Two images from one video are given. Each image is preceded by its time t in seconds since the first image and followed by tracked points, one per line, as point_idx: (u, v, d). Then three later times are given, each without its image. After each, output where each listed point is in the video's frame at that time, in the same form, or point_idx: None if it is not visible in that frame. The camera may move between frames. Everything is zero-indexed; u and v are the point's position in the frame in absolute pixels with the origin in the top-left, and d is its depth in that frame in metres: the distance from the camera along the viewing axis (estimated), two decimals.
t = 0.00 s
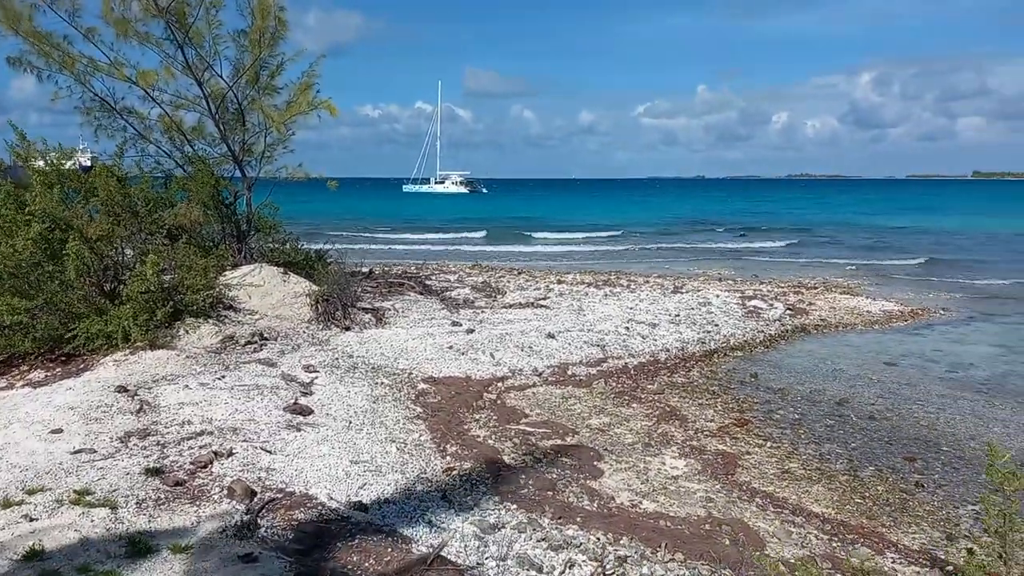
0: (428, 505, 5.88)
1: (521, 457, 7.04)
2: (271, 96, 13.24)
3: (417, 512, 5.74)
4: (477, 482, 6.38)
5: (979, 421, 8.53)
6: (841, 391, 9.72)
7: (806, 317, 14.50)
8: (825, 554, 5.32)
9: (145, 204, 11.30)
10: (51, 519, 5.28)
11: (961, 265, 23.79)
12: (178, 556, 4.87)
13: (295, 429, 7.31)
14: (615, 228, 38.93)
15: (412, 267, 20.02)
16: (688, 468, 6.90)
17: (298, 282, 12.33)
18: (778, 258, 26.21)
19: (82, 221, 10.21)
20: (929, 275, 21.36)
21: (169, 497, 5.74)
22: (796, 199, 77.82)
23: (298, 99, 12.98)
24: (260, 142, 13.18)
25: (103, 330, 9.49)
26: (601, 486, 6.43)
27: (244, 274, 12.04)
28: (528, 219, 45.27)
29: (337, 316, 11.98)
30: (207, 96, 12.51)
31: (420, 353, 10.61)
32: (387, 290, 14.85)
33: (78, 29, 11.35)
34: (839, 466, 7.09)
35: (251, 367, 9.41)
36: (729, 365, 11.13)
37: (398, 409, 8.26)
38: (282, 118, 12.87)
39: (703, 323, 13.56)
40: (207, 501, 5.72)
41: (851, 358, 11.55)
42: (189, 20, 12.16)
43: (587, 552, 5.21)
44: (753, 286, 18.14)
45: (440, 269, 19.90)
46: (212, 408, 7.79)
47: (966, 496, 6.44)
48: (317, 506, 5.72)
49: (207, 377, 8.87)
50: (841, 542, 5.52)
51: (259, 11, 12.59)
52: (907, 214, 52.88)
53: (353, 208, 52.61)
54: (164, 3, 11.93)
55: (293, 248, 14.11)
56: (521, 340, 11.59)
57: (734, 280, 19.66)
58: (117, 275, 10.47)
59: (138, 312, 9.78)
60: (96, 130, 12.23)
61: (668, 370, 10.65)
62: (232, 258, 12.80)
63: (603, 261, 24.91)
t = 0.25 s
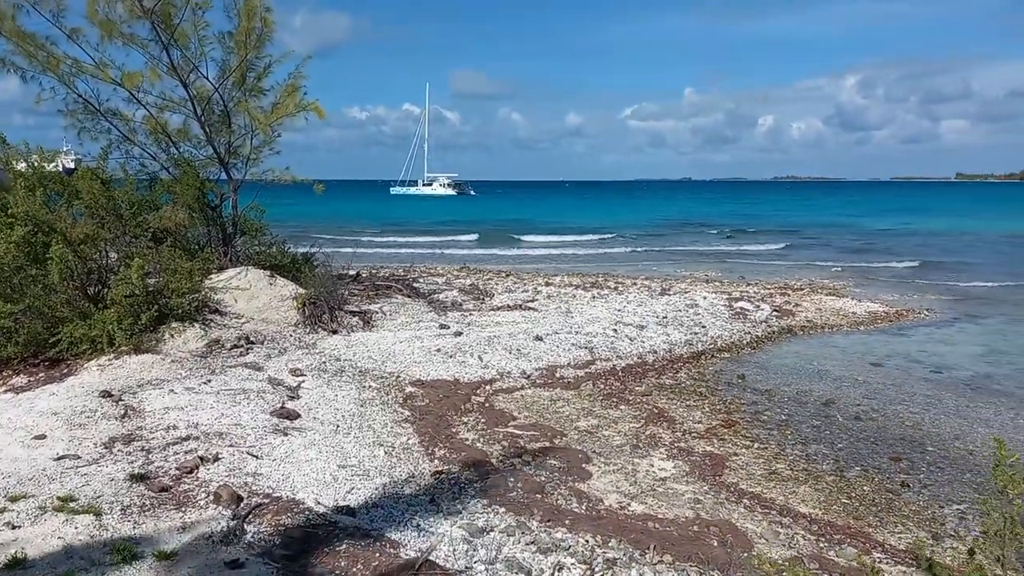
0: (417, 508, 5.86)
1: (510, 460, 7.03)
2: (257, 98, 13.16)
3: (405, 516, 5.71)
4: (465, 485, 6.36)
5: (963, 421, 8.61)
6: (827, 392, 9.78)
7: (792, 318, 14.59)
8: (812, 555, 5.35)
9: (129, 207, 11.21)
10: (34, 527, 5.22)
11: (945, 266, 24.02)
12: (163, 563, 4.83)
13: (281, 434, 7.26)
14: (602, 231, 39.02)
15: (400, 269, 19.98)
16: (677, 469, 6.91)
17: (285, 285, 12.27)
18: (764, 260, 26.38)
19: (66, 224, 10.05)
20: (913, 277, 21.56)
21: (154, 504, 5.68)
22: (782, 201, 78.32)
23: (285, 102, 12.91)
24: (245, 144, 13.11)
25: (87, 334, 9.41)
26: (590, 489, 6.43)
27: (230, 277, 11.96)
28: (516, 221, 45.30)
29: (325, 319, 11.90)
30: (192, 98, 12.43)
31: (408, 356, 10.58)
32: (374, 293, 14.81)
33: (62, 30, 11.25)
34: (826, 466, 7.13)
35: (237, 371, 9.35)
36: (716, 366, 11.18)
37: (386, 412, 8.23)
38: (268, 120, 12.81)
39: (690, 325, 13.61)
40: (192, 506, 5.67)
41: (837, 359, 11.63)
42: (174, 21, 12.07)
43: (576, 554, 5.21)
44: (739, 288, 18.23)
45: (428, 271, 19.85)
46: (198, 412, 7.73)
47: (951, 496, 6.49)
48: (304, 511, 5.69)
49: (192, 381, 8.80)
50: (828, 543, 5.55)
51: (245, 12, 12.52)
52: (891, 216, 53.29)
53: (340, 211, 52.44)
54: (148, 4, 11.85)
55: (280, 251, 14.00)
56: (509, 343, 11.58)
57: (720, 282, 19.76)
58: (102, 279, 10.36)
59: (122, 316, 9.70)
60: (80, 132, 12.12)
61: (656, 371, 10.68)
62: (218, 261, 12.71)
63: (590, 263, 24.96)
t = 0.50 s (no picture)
0: (405, 511, 5.84)
1: (499, 462, 7.02)
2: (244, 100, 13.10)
3: (393, 520, 5.69)
4: (454, 488, 6.35)
5: (949, 421, 8.67)
6: (814, 392, 9.83)
7: (779, 319, 14.66)
8: (800, 555, 5.37)
9: (114, 209, 11.14)
10: (18, 533, 5.16)
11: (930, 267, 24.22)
12: (149, 569, 4.78)
13: (269, 437, 7.22)
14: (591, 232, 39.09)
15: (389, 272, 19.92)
16: (665, 471, 6.93)
17: (273, 287, 12.22)
18: (752, 261, 26.52)
19: (51, 226, 9.99)
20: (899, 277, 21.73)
21: (140, 509, 5.63)
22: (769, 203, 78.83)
23: (271, 103, 12.86)
24: (232, 146, 13.04)
25: (72, 338, 9.33)
26: (579, 490, 6.43)
27: (217, 279, 11.90)
28: (505, 223, 45.34)
29: (313, 322, 11.86)
30: (178, 100, 12.36)
31: (397, 359, 10.55)
32: (363, 295, 14.77)
33: (46, 31, 11.16)
34: (813, 466, 7.16)
35: (224, 374, 9.29)
36: (705, 367, 11.22)
37: (375, 415, 8.20)
38: (255, 121, 12.74)
39: (679, 326, 13.65)
40: (179, 511, 5.63)
41: (824, 360, 11.71)
42: (160, 22, 11.99)
43: (565, 557, 5.21)
44: (727, 289, 18.30)
45: (416, 273, 19.82)
46: (185, 416, 7.67)
47: (937, 495, 6.54)
48: (292, 515, 5.65)
49: (179, 385, 8.73)
50: (816, 544, 5.57)
51: (232, 14, 12.47)
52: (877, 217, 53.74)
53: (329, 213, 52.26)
54: (134, 5, 11.77)
55: (267, 253, 13.89)
56: (498, 345, 11.57)
57: (709, 283, 19.83)
58: (87, 282, 10.27)
59: (108, 320, 9.61)
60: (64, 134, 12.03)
61: (645, 373, 10.70)
62: (204, 264, 12.63)
63: (579, 265, 24.99)
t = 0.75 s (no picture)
0: (395, 514, 5.82)
1: (489, 464, 7.02)
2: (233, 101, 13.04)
3: (383, 523, 5.67)
4: (444, 490, 6.34)
5: (936, 420, 8.73)
6: (803, 393, 9.87)
7: (768, 319, 14.73)
8: (789, 555, 5.39)
9: (102, 211, 11.06)
10: (3, 539, 5.11)
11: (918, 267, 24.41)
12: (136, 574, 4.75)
13: (258, 440, 7.19)
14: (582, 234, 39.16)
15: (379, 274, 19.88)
16: (655, 472, 6.94)
17: (262, 290, 12.18)
18: (741, 262, 26.63)
19: (37, 229, 9.90)
20: (887, 278, 21.89)
21: (127, 513, 5.60)
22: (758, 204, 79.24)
23: (260, 105, 12.81)
24: (221, 148, 12.98)
25: (59, 341, 9.28)
26: (569, 492, 6.43)
27: (206, 282, 11.87)
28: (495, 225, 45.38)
29: (302, 324, 11.79)
30: (166, 101, 12.30)
31: (387, 361, 10.53)
32: (353, 298, 14.73)
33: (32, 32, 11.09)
34: (802, 466, 7.19)
35: (212, 377, 9.25)
36: (694, 368, 11.25)
37: (364, 417, 8.18)
38: (244, 123, 12.69)
39: (668, 327, 13.69)
40: (167, 515, 5.60)
41: (812, 360, 11.77)
42: (147, 23, 11.93)
43: (555, 558, 5.21)
44: (717, 290, 18.37)
45: (407, 275, 19.79)
46: (173, 420, 7.63)
47: (925, 495, 6.58)
48: (281, 519, 5.63)
49: (167, 388, 8.68)
50: (805, 543, 5.59)
51: (220, 15, 12.42)
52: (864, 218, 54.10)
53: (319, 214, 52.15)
54: (121, 6, 11.71)
55: (257, 255, 13.81)
56: (488, 346, 11.57)
57: (698, 284, 19.90)
58: (74, 285, 10.20)
59: (96, 323, 9.57)
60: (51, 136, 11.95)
61: (635, 374, 10.72)
62: (193, 266, 12.56)
63: (569, 266, 25.02)
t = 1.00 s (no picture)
0: (384, 516, 5.80)
1: (479, 465, 7.01)
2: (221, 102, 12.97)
3: (372, 524, 5.65)
4: (434, 491, 6.33)
5: (923, 419, 8.79)
6: (791, 392, 9.91)
7: (757, 320, 14.78)
8: (777, 553, 5.42)
9: (87, 212, 10.98)
10: None
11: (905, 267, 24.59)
12: None
13: (246, 442, 7.16)
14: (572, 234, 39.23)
15: (368, 275, 19.83)
16: (645, 471, 6.95)
17: (250, 292, 12.14)
18: (730, 262, 26.74)
19: (23, 232, 9.87)
20: (874, 278, 22.04)
21: (114, 516, 5.56)
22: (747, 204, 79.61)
23: (249, 105, 12.76)
24: (209, 149, 12.91)
25: (44, 343, 9.22)
26: (558, 492, 6.44)
27: (194, 284, 11.86)
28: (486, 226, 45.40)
29: (291, 325, 11.73)
30: (154, 102, 12.24)
31: (376, 362, 10.50)
32: (342, 299, 14.68)
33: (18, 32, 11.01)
34: (791, 466, 7.23)
35: (200, 378, 9.19)
36: (684, 368, 11.29)
37: (354, 419, 8.15)
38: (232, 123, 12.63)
39: (658, 327, 13.72)
40: (154, 518, 5.56)
41: (801, 359, 11.83)
42: (135, 23, 11.86)
43: (544, 559, 5.21)
44: (706, 291, 18.43)
45: (396, 276, 19.76)
46: (160, 422, 7.58)
47: (912, 493, 6.62)
48: (269, 521, 5.60)
49: (155, 390, 8.62)
50: (793, 542, 5.62)
51: (208, 15, 12.37)
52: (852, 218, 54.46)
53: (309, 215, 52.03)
54: (108, 6, 11.63)
55: (246, 256, 13.74)
56: (478, 347, 11.56)
57: (688, 284, 19.95)
58: (61, 286, 10.15)
59: (82, 325, 9.50)
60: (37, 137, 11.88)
61: (624, 374, 10.74)
62: (181, 268, 12.50)
63: (559, 267, 25.06)
